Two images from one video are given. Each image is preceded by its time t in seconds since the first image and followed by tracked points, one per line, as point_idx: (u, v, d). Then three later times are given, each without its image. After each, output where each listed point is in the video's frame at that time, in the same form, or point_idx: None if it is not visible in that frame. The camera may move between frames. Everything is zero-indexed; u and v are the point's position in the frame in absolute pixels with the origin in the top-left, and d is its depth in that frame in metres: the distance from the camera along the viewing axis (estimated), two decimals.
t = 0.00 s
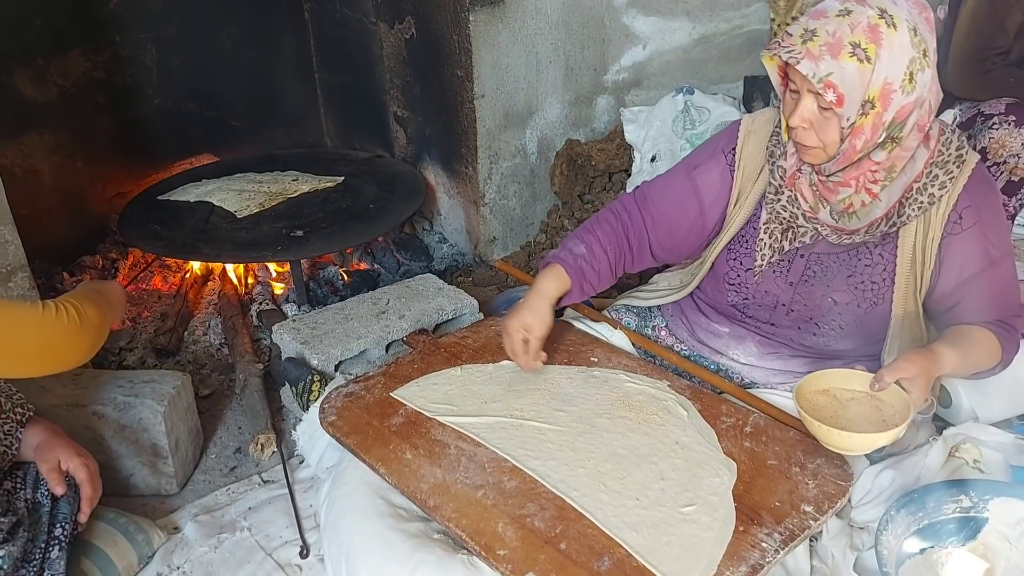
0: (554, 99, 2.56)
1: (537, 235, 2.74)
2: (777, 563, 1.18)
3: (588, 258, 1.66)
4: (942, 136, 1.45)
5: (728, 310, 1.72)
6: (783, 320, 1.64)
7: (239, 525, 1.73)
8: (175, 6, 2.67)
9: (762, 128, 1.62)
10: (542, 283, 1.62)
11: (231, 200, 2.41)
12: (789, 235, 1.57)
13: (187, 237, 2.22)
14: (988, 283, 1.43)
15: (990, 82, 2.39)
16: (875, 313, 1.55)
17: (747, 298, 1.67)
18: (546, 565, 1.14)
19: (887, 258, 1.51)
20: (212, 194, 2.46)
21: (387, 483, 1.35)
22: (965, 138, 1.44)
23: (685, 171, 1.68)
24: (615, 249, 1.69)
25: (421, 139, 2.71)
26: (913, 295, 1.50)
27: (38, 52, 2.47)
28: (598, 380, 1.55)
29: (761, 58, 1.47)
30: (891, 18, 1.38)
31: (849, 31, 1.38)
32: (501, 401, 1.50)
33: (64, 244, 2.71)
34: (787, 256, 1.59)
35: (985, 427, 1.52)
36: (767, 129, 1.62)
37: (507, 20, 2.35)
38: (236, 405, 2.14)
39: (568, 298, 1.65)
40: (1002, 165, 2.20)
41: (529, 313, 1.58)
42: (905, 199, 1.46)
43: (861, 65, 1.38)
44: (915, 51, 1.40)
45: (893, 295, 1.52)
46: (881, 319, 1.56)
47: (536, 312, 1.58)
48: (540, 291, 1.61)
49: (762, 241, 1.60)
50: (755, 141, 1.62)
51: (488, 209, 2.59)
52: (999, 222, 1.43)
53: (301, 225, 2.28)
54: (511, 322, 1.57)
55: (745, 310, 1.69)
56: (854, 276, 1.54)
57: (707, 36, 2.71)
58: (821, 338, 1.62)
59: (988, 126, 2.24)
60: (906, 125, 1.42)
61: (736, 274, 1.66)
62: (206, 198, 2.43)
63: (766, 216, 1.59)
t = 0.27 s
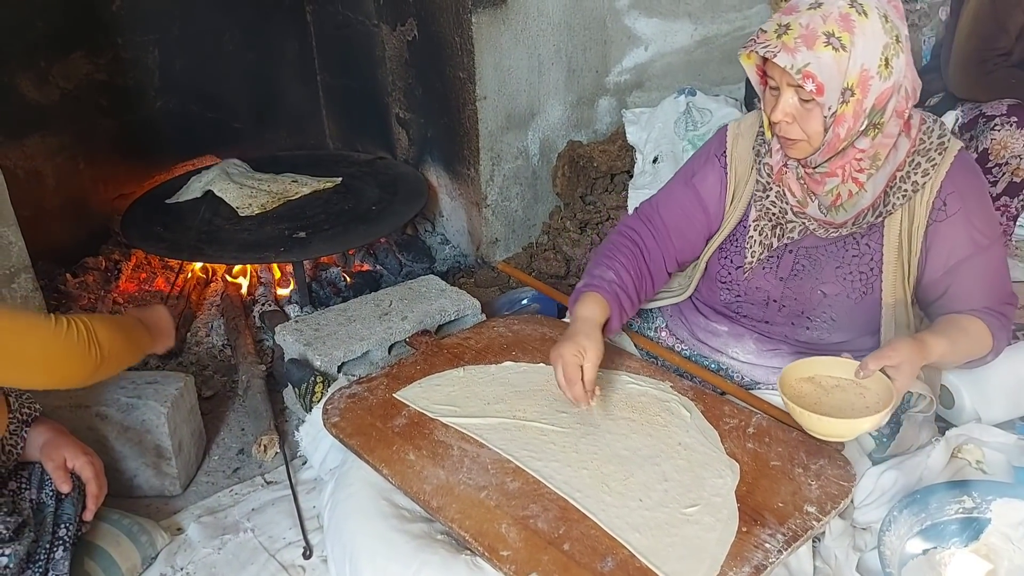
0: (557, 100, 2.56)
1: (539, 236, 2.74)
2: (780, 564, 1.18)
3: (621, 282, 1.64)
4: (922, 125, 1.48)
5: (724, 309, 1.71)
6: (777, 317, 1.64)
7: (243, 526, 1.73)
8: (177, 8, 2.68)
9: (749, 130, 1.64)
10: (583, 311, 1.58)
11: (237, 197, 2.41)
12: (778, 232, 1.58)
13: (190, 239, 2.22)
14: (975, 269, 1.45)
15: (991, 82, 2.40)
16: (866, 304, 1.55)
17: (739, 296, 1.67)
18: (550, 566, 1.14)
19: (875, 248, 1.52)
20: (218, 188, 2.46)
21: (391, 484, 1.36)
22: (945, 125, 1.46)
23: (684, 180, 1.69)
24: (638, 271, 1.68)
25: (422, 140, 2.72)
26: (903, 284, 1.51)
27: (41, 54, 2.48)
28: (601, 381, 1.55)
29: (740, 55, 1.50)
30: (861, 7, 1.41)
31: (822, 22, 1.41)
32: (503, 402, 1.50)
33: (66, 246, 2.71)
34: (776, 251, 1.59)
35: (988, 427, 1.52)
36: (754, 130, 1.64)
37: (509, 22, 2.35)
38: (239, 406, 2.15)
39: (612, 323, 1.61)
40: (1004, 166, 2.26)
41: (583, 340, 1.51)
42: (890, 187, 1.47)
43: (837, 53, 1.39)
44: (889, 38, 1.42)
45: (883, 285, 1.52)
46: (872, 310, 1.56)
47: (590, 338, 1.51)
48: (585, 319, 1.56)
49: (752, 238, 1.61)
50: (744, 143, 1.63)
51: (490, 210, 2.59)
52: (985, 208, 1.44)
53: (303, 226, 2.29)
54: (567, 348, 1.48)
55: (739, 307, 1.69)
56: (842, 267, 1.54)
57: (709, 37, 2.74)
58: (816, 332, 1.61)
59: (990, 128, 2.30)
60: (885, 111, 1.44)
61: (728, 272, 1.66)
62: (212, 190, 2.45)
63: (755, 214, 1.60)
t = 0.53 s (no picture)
0: (557, 101, 2.56)
1: (540, 237, 2.74)
2: (782, 565, 1.18)
3: (654, 291, 1.60)
4: (911, 119, 1.49)
5: (722, 310, 1.71)
6: (776, 316, 1.64)
7: (243, 528, 1.72)
8: (178, 8, 2.67)
9: (743, 130, 1.63)
10: (627, 324, 1.53)
11: (245, 209, 2.34)
12: (773, 231, 1.58)
13: (190, 240, 2.22)
14: (968, 261, 1.45)
15: (992, 83, 2.40)
16: (864, 300, 1.56)
17: (737, 296, 1.66)
18: (551, 568, 1.14)
19: (870, 244, 1.52)
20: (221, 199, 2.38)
21: (391, 485, 1.35)
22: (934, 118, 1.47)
23: (691, 185, 1.67)
24: (669, 279, 1.64)
25: (423, 141, 2.71)
26: (898, 278, 1.51)
27: (41, 55, 2.48)
28: (602, 382, 1.55)
29: (727, 54, 1.50)
30: None
31: (807, 16, 1.41)
32: (504, 404, 1.50)
33: (66, 247, 2.71)
34: (773, 250, 1.59)
35: (989, 429, 1.53)
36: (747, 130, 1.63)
37: (510, 22, 2.35)
38: (239, 407, 2.14)
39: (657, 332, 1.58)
40: (1006, 166, 2.26)
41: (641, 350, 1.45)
42: (882, 181, 1.48)
43: (825, 46, 1.39)
44: (872, 29, 1.42)
45: (880, 281, 1.53)
46: (870, 306, 1.56)
47: (645, 347, 1.46)
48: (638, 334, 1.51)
49: (746, 238, 1.61)
50: (740, 145, 1.62)
51: (491, 211, 2.59)
52: (975, 199, 1.44)
53: (304, 227, 2.28)
54: (625, 362, 1.42)
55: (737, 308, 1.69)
56: (839, 264, 1.54)
57: (710, 37, 2.73)
58: (815, 330, 1.61)
59: (991, 128, 2.30)
60: (873, 103, 1.45)
61: (726, 272, 1.66)
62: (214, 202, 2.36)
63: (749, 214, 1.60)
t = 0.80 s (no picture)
0: (557, 103, 2.55)
1: (539, 239, 2.73)
2: (782, 570, 1.18)
3: (626, 287, 1.59)
4: (915, 116, 1.48)
5: (727, 309, 1.70)
6: (780, 314, 1.63)
7: (241, 531, 1.72)
8: (177, 10, 2.67)
9: (743, 130, 1.64)
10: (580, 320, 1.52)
11: (251, 219, 2.31)
12: (779, 229, 1.58)
13: (189, 242, 2.22)
14: (970, 258, 1.45)
15: (993, 84, 2.40)
16: (869, 297, 1.54)
17: (742, 296, 1.66)
18: (551, 572, 1.14)
19: (874, 241, 1.51)
20: (224, 216, 2.33)
21: (390, 489, 1.35)
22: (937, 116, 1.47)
23: (685, 183, 1.68)
24: (640, 279, 1.62)
25: (423, 143, 2.71)
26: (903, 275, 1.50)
27: (40, 57, 2.48)
28: (602, 385, 1.55)
29: (733, 49, 1.50)
30: None
31: (813, 9, 1.41)
32: (503, 406, 1.49)
33: (65, 248, 2.70)
34: (777, 248, 1.59)
35: (990, 432, 1.53)
36: (749, 129, 1.63)
37: (509, 24, 2.35)
38: (238, 410, 2.14)
39: (607, 337, 1.55)
40: (1007, 169, 2.27)
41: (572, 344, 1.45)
42: (886, 177, 1.47)
43: (831, 38, 1.39)
44: (876, 23, 1.44)
45: (885, 278, 1.51)
46: (876, 303, 1.55)
47: (575, 343, 1.46)
48: (578, 327, 1.50)
49: (752, 236, 1.61)
50: (739, 145, 1.63)
51: (491, 213, 2.59)
52: (977, 195, 1.45)
53: (303, 229, 2.28)
54: (550, 350, 1.42)
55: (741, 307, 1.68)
56: (843, 262, 1.53)
57: (710, 39, 2.73)
58: (820, 327, 1.60)
59: (992, 130, 2.30)
60: (878, 96, 1.46)
61: (730, 272, 1.66)
62: (218, 222, 2.31)
63: (757, 210, 1.60)
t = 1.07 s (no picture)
0: (556, 104, 2.55)
1: (538, 240, 2.72)
2: (780, 573, 1.17)
3: (604, 270, 1.67)
4: (918, 117, 1.48)
5: (723, 309, 1.70)
6: (774, 308, 1.62)
7: (238, 533, 1.72)
8: (175, 10, 2.67)
9: (744, 123, 1.66)
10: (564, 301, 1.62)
11: (250, 223, 2.30)
12: (779, 221, 1.58)
13: (186, 243, 2.21)
14: (969, 258, 1.45)
15: (993, 85, 2.40)
16: (864, 292, 1.53)
17: (737, 290, 1.65)
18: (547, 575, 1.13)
19: (871, 237, 1.50)
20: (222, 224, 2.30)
21: (386, 492, 1.34)
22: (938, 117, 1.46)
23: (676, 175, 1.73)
24: (623, 259, 1.70)
25: (421, 143, 2.70)
26: (900, 275, 1.50)
27: (38, 57, 2.47)
28: (599, 387, 1.54)
29: (745, 43, 1.52)
30: None
31: (828, 5, 1.43)
32: (500, 408, 1.49)
33: (63, 250, 2.70)
34: (775, 240, 1.59)
35: (989, 434, 1.53)
36: (750, 122, 1.65)
37: (508, 25, 2.34)
38: (236, 412, 2.13)
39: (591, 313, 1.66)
40: (1006, 171, 2.26)
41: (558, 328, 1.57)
42: (886, 175, 1.47)
43: (846, 34, 1.42)
44: (886, 20, 1.46)
45: (880, 273, 1.50)
46: (870, 298, 1.54)
47: (565, 328, 1.57)
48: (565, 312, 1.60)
49: (752, 228, 1.60)
50: (738, 138, 1.66)
51: (489, 214, 2.58)
52: (977, 195, 1.45)
53: (301, 231, 2.27)
54: (540, 339, 1.55)
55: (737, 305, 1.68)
56: (840, 255, 1.52)
57: (709, 40, 2.73)
58: (814, 322, 1.59)
59: (991, 131, 2.29)
60: (887, 93, 1.47)
61: (727, 265, 1.66)
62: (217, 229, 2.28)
63: (758, 203, 1.59)
